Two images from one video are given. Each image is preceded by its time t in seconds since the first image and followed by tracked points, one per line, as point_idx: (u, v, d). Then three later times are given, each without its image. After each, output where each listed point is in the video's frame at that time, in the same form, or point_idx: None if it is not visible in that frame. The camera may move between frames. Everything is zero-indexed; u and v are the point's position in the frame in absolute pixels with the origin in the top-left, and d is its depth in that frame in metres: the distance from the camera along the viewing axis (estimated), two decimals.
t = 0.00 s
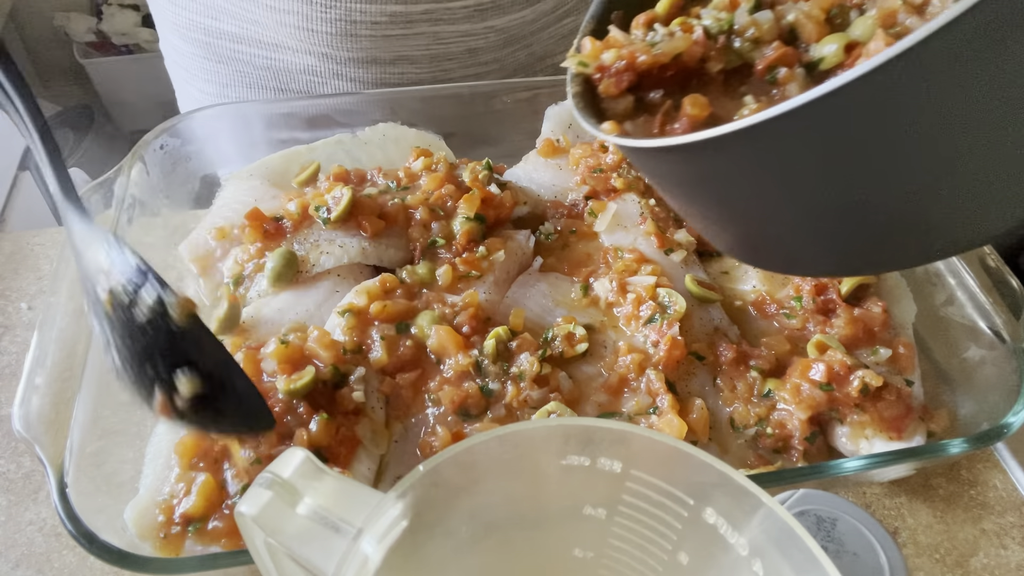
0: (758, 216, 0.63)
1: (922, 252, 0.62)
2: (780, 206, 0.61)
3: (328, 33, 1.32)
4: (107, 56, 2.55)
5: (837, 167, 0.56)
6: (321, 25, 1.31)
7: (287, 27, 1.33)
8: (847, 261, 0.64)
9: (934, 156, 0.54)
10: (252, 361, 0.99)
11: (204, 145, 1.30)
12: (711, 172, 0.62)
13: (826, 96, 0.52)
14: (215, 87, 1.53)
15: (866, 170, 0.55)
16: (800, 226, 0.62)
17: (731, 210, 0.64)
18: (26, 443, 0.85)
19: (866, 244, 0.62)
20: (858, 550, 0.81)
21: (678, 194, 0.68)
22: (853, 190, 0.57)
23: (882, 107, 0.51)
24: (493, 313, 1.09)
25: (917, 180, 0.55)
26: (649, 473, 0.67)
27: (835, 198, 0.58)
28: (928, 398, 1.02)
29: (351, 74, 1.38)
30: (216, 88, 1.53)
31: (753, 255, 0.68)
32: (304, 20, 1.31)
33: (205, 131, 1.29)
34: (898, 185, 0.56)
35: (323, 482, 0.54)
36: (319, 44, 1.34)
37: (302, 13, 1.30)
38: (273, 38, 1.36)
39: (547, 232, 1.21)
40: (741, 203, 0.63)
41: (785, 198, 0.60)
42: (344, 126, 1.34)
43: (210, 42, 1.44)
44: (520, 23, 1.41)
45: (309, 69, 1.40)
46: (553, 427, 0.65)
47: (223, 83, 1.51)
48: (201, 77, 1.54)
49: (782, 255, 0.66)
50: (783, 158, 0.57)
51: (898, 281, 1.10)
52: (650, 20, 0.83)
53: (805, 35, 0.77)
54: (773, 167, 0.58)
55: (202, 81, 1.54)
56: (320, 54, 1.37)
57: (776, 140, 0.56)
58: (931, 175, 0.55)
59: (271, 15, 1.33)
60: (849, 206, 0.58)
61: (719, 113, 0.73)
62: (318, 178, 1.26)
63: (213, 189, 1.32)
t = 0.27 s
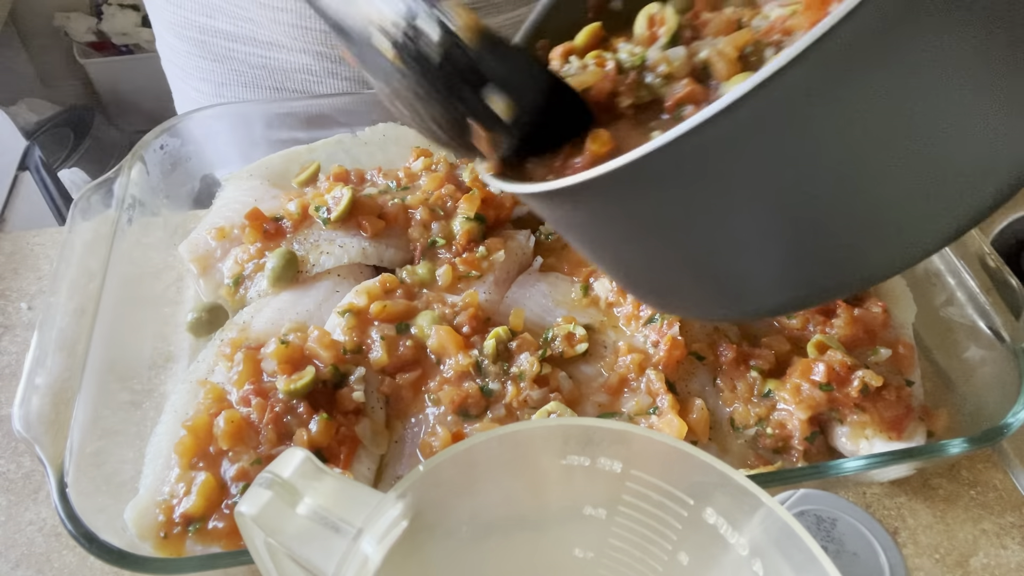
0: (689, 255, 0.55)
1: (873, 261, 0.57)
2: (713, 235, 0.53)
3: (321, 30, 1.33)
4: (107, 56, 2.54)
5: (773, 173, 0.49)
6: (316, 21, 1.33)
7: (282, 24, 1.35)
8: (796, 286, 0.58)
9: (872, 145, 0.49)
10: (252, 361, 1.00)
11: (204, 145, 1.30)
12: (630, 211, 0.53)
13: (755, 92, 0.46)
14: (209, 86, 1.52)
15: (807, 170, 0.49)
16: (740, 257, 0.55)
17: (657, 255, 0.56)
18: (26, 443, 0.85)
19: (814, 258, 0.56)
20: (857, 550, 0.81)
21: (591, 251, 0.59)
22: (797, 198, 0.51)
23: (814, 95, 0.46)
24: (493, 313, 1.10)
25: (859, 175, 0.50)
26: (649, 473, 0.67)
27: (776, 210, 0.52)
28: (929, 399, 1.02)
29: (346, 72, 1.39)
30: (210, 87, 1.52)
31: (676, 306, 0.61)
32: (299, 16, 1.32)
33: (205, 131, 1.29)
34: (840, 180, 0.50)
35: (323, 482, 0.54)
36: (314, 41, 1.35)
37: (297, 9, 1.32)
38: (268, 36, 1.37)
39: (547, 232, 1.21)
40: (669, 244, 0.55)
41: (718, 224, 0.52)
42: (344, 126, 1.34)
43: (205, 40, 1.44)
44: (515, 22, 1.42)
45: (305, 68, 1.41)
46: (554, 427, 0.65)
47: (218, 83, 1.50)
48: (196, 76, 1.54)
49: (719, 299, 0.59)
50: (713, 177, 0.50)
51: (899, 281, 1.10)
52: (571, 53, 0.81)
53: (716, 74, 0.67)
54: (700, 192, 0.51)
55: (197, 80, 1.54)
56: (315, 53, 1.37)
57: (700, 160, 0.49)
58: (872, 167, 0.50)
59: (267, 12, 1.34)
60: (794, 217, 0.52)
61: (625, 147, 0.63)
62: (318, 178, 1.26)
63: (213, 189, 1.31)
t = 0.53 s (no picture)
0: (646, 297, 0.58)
1: (825, 294, 0.59)
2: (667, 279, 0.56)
3: (320, 29, 1.33)
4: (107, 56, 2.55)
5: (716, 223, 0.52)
6: (315, 19, 1.32)
7: (282, 23, 1.34)
8: (754, 320, 0.61)
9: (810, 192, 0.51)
10: (252, 361, 1.00)
11: (204, 145, 1.30)
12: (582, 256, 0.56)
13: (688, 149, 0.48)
14: (210, 83, 1.53)
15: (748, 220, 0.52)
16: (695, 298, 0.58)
17: (615, 296, 0.59)
18: (26, 443, 0.85)
19: (767, 295, 0.58)
20: (857, 550, 0.81)
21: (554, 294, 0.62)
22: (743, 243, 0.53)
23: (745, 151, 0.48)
24: (493, 313, 1.08)
25: (802, 218, 0.52)
26: (649, 472, 0.67)
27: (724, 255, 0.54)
28: (929, 399, 1.02)
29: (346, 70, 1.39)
30: (211, 83, 1.53)
31: (637, 342, 0.64)
32: (297, 15, 1.32)
33: (205, 130, 1.29)
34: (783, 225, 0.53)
35: (323, 482, 0.54)
36: (313, 40, 1.35)
37: (296, 8, 1.31)
38: (268, 34, 1.37)
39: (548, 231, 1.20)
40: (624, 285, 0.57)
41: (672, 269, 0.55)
42: (344, 125, 1.34)
43: (207, 37, 1.44)
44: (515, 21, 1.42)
45: (305, 65, 1.41)
46: (554, 427, 0.65)
47: (219, 80, 1.51)
48: (197, 73, 1.54)
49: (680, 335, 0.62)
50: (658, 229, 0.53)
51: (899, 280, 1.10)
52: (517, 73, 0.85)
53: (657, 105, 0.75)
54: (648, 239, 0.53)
55: (198, 76, 1.54)
56: (315, 51, 1.38)
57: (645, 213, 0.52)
58: (814, 210, 0.52)
59: (266, 11, 1.34)
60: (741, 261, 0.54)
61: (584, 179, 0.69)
62: (318, 178, 1.26)
63: (213, 189, 1.31)
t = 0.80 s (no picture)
0: (661, 278, 0.59)
1: (844, 279, 0.60)
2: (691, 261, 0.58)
3: (325, 28, 1.33)
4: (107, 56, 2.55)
5: (734, 210, 0.53)
6: (320, 19, 1.33)
7: (287, 22, 1.34)
8: (766, 308, 0.62)
9: (827, 188, 0.53)
10: (252, 361, 1.00)
11: (204, 144, 1.30)
12: (605, 239, 0.57)
13: (714, 138, 0.49)
14: (213, 84, 1.53)
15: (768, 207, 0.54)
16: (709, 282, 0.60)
17: (638, 273, 0.59)
18: (26, 443, 0.85)
19: (783, 281, 0.59)
20: (857, 551, 0.81)
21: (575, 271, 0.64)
22: (755, 231, 0.54)
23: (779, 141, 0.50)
24: (493, 313, 1.10)
25: (823, 201, 0.53)
26: (649, 472, 0.67)
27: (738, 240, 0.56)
28: (928, 398, 1.02)
29: (350, 70, 1.39)
30: (214, 83, 1.53)
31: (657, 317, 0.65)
32: (303, 15, 1.32)
33: (205, 130, 1.29)
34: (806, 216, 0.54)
35: (323, 482, 0.54)
36: (318, 40, 1.35)
37: (300, 7, 1.31)
38: (272, 33, 1.37)
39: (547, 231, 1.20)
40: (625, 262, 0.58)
41: (687, 251, 0.56)
42: (344, 125, 1.34)
43: (210, 37, 1.44)
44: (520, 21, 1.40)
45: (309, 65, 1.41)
46: (554, 427, 0.65)
47: (222, 80, 1.51)
48: (200, 73, 1.54)
49: (699, 317, 0.63)
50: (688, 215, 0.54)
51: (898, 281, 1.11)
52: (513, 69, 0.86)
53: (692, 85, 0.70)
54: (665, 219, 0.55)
55: (202, 77, 1.54)
56: (319, 50, 1.37)
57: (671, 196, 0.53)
58: (837, 193, 0.53)
59: (271, 10, 1.34)
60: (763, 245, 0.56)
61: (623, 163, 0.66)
62: (318, 178, 1.26)
63: (213, 189, 1.32)
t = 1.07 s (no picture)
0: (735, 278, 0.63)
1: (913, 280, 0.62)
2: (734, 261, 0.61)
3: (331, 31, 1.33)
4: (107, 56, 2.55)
5: (789, 220, 0.56)
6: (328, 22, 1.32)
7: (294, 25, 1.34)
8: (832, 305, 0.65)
9: (893, 206, 0.54)
10: (252, 361, 1.00)
11: (204, 144, 1.30)
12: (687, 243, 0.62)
13: (798, 154, 0.52)
14: (217, 86, 1.53)
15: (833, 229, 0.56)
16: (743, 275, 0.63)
17: (718, 274, 0.64)
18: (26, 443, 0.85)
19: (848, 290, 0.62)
20: (857, 550, 0.81)
21: (638, 248, 0.68)
22: (815, 238, 0.57)
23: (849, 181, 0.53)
24: (493, 313, 1.09)
25: (889, 216, 0.55)
26: (649, 472, 0.67)
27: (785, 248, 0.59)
28: (929, 399, 1.02)
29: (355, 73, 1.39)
30: (218, 85, 1.53)
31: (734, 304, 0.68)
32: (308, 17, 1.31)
33: (205, 129, 1.29)
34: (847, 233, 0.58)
35: (323, 482, 0.54)
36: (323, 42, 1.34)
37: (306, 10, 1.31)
38: (278, 36, 1.36)
39: (547, 232, 1.20)
40: (692, 253, 0.63)
41: (745, 248, 0.60)
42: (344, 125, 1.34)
43: (216, 40, 1.43)
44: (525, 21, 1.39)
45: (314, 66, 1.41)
46: (554, 427, 0.65)
47: (227, 82, 1.50)
48: (204, 76, 1.54)
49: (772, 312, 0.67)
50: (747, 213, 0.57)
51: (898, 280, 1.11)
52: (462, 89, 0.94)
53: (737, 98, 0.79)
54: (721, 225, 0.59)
55: (206, 79, 1.54)
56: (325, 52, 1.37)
57: (740, 202, 0.56)
58: (906, 209, 0.55)
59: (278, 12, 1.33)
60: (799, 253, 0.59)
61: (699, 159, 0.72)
62: (318, 178, 1.26)
63: (213, 190, 1.32)
